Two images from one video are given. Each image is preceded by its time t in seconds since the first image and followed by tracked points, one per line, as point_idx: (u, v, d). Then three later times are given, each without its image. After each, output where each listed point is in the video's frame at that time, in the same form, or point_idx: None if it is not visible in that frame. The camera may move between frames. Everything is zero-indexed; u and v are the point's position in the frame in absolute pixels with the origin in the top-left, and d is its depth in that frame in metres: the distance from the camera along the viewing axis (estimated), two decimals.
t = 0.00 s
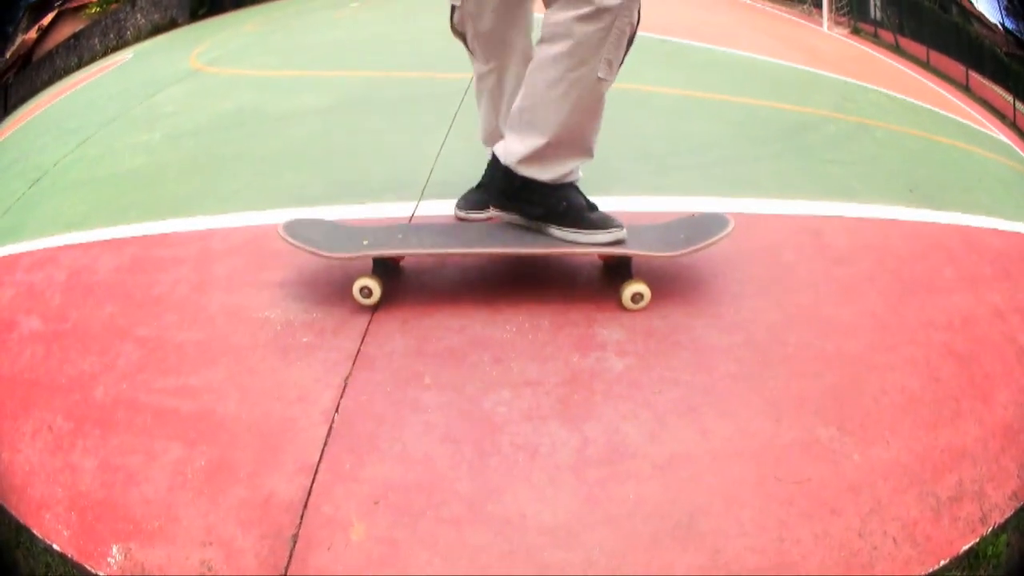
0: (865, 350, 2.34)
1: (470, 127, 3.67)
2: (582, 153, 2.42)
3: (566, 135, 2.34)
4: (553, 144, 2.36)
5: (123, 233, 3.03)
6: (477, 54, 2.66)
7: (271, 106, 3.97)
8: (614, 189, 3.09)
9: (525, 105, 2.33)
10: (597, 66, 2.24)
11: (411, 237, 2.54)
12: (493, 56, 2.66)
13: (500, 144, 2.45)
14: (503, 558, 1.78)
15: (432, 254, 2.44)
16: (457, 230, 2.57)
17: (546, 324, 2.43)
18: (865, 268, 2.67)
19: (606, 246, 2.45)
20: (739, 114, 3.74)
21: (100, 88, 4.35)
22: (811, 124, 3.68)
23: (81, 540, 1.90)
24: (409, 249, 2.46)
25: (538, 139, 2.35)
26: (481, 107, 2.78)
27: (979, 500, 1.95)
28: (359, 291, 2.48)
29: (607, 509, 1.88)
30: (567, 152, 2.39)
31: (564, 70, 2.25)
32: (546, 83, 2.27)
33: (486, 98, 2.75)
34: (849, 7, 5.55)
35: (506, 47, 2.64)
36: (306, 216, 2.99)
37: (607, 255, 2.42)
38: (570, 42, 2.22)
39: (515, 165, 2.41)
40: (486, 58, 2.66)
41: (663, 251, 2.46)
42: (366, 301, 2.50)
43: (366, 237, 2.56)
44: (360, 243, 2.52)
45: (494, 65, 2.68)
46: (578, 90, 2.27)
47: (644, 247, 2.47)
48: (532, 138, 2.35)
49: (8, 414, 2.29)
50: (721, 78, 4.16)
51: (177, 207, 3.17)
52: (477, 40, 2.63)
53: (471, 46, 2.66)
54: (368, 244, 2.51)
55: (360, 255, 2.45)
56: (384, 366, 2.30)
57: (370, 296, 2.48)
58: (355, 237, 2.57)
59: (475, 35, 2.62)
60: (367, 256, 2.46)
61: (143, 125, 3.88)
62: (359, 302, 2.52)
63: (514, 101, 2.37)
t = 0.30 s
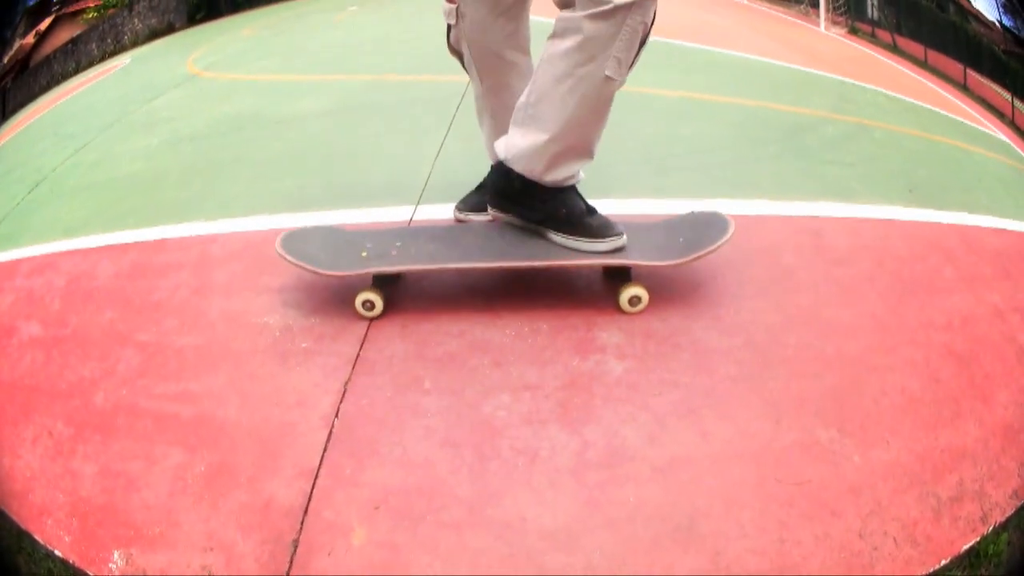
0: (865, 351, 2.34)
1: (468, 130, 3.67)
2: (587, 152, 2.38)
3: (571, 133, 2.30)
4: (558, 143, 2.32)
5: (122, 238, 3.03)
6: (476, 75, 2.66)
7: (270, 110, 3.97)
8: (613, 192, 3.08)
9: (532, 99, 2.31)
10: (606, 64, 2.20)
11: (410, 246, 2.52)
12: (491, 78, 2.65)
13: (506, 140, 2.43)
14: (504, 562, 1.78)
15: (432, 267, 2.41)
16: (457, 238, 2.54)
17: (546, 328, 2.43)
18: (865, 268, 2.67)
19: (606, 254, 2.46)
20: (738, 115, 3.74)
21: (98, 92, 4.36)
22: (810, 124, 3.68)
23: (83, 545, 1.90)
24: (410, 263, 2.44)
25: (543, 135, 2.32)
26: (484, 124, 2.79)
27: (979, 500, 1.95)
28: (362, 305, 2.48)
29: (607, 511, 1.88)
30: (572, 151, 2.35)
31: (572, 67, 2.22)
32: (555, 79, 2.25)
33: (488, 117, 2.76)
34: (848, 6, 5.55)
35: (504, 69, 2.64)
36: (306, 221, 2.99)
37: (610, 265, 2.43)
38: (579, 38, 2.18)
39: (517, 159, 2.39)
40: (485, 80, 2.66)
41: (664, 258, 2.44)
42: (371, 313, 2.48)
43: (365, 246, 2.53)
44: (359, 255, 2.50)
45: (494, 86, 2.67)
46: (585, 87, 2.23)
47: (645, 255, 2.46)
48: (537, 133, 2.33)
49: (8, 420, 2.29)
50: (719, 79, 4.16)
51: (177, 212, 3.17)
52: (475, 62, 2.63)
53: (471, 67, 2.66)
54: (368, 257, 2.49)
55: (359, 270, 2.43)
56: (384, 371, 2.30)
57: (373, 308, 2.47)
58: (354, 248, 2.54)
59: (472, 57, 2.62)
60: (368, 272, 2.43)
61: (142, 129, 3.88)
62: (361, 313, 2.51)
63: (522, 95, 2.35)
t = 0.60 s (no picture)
0: (863, 353, 2.33)
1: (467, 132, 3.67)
2: (579, 162, 2.37)
3: (564, 145, 2.30)
4: (552, 155, 2.32)
5: (121, 239, 3.03)
6: (431, 57, 2.56)
7: (269, 112, 3.97)
8: (611, 193, 3.08)
9: (524, 111, 2.30)
10: (595, 74, 2.20)
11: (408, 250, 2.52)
12: (449, 55, 2.57)
13: (498, 154, 2.42)
14: (503, 564, 1.78)
15: (431, 270, 2.40)
16: (455, 243, 2.54)
17: (544, 330, 2.43)
18: (864, 270, 2.67)
19: (603, 256, 2.45)
20: (736, 117, 3.73)
21: (97, 94, 4.36)
22: (809, 125, 3.68)
23: (82, 547, 1.90)
24: (407, 266, 2.44)
25: (537, 147, 2.31)
26: (442, 108, 2.70)
27: (979, 501, 1.95)
28: (358, 309, 2.48)
29: (607, 514, 1.88)
30: (565, 162, 2.35)
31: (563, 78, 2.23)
32: (546, 91, 2.25)
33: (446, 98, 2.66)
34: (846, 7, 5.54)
35: (458, 43, 2.54)
36: (305, 224, 2.99)
37: (609, 266, 2.42)
38: (569, 49, 2.19)
39: (510, 172, 2.38)
40: (443, 59, 2.57)
41: (663, 259, 2.44)
42: (366, 317, 2.49)
43: (362, 251, 2.53)
44: (356, 259, 2.50)
45: (452, 64, 2.59)
46: (576, 98, 2.23)
47: (643, 256, 2.45)
48: (530, 146, 2.32)
49: (7, 422, 2.29)
50: (718, 80, 4.16)
51: (175, 214, 3.16)
52: (429, 41, 2.52)
53: (421, 49, 2.53)
54: (364, 260, 2.49)
55: (357, 274, 2.42)
56: (382, 373, 2.29)
57: (369, 312, 2.48)
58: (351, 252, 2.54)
59: (428, 36, 2.50)
60: (364, 275, 2.42)
61: (141, 130, 3.88)
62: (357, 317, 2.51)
63: (512, 108, 2.35)
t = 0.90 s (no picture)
0: (865, 348, 2.33)
1: (466, 127, 3.66)
2: (578, 147, 2.37)
3: (562, 131, 2.30)
4: (549, 141, 2.31)
5: (121, 235, 3.02)
6: (371, 25, 2.12)
7: (269, 108, 3.97)
8: (612, 188, 3.08)
9: (517, 101, 2.28)
10: (588, 58, 2.19)
11: (407, 245, 2.52)
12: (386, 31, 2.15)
13: (494, 142, 2.41)
14: (503, 559, 1.78)
15: (427, 270, 2.39)
16: (456, 238, 2.54)
17: (544, 324, 2.42)
18: (865, 266, 2.66)
19: (604, 255, 2.45)
20: (736, 113, 3.73)
21: (98, 91, 4.36)
22: (809, 121, 3.68)
23: (81, 543, 1.90)
24: (409, 263, 2.43)
25: (534, 136, 2.31)
26: (339, 105, 2.19)
27: (980, 498, 1.95)
28: (358, 304, 2.47)
29: (607, 508, 1.88)
30: (563, 148, 2.35)
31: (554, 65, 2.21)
32: (539, 79, 2.22)
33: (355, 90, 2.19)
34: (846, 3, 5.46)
35: (395, 28, 2.18)
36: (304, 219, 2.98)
37: (612, 266, 2.42)
38: (558, 35, 2.16)
39: (509, 163, 2.38)
40: (381, 32, 2.14)
41: (665, 257, 2.44)
42: (368, 311, 2.48)
43: (361, 246, 2.52)
44: (354, 254, 2.49)
45: (379, 47, 2.17)
46: (571, 84, 2.22)
47: (644, 254, 2.45)
48: (528, 135, 2.32)
49: (6, 418, 2.29)
50: (718, 76, 4.15)
51: (176, 209, 3.16)
52: (381, 4, 2.10)
53: (361, 18, 2.12)
54: (365, 256, 2.48)
55: (352, 272, 2.41)
56: (382, 367, 2.29)
57: (370, 307, 2.47)
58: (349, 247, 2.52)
59: None
60: (366, 274, 2.41)
61: (141, 127, 3.88)
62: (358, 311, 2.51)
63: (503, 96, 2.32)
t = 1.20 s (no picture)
0: (860, 342, 2.33)
1: (465, 120, 3.66)
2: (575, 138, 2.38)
3: (559, 120, 2.31)
4: (548, 132, 2.33)
5: (119, 228, 3.03)
6: (356, 17, 2.12)
7: (268, 102, 3.97)
8: (609, 183, 3.08)
9: (516, 90, 2.29)
10: (582, 46, 2.19)
11: (399, 238, 2.53)
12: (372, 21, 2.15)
13: (492, 135, 2.42)
14: (497, 550, 1.79)
15: (420, 264, 2.40)
16: (449, 231, 2.54)
17: (540, 317, 2.42)
18: (861, 261, 2.66)
19: (595, 249, 2.46)
20: (735, 109, 3.73)
21: (98, 85, 4.37)
22: (808, 118, 3.68)
23: (76, 533, 1.90)
24: (401, 258, 2.44)
25: (533, 126, 2.33)
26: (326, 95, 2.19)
27: (977, 494, 1.95)
28: (353, 295, 2.48)
29: (601, 500, 1.88)
30: (561, 139, 2.37)
31: (551, 54, 2.22)
32: (538, 70, 2.25)
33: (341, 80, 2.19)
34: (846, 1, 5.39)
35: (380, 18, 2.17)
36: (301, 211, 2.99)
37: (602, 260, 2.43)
38: (553, 26, 2.16)
39: (508, 154, 2.39)
40: (366, 24, 2.14)
41: (656, 253, 2.44)
42: (361, 302, 2.48)
43: (354, 239, 2.53)
44: (348, 246, 2.50)
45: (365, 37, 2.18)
46: (568, 73, 2.23)
47: (635, 249, 2.45)
48: (526, 127, 2.34)
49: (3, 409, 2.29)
50: (717, 72, 4.15)
51: (174, 202, 3.17)
52: None
53: (345, 10, 2.12)
54: (358, 249, 2.49)
55: (345, 266, 2.42)
56: (377, 358, 2.29)
57: (365, 298, 2.47)
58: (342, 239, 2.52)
59: None
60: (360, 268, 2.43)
61: (140, 121, 3.88)
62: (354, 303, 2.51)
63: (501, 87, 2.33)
